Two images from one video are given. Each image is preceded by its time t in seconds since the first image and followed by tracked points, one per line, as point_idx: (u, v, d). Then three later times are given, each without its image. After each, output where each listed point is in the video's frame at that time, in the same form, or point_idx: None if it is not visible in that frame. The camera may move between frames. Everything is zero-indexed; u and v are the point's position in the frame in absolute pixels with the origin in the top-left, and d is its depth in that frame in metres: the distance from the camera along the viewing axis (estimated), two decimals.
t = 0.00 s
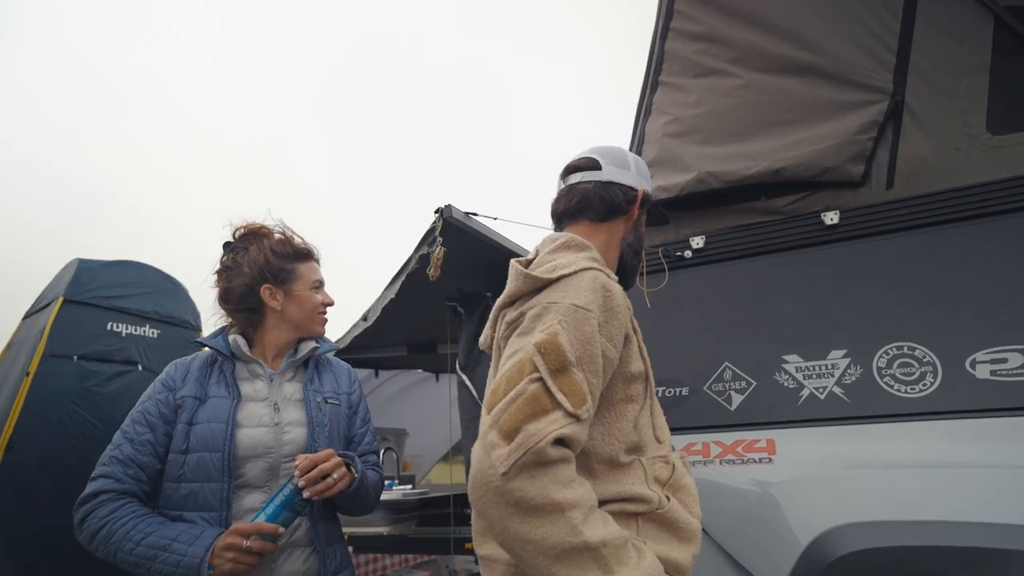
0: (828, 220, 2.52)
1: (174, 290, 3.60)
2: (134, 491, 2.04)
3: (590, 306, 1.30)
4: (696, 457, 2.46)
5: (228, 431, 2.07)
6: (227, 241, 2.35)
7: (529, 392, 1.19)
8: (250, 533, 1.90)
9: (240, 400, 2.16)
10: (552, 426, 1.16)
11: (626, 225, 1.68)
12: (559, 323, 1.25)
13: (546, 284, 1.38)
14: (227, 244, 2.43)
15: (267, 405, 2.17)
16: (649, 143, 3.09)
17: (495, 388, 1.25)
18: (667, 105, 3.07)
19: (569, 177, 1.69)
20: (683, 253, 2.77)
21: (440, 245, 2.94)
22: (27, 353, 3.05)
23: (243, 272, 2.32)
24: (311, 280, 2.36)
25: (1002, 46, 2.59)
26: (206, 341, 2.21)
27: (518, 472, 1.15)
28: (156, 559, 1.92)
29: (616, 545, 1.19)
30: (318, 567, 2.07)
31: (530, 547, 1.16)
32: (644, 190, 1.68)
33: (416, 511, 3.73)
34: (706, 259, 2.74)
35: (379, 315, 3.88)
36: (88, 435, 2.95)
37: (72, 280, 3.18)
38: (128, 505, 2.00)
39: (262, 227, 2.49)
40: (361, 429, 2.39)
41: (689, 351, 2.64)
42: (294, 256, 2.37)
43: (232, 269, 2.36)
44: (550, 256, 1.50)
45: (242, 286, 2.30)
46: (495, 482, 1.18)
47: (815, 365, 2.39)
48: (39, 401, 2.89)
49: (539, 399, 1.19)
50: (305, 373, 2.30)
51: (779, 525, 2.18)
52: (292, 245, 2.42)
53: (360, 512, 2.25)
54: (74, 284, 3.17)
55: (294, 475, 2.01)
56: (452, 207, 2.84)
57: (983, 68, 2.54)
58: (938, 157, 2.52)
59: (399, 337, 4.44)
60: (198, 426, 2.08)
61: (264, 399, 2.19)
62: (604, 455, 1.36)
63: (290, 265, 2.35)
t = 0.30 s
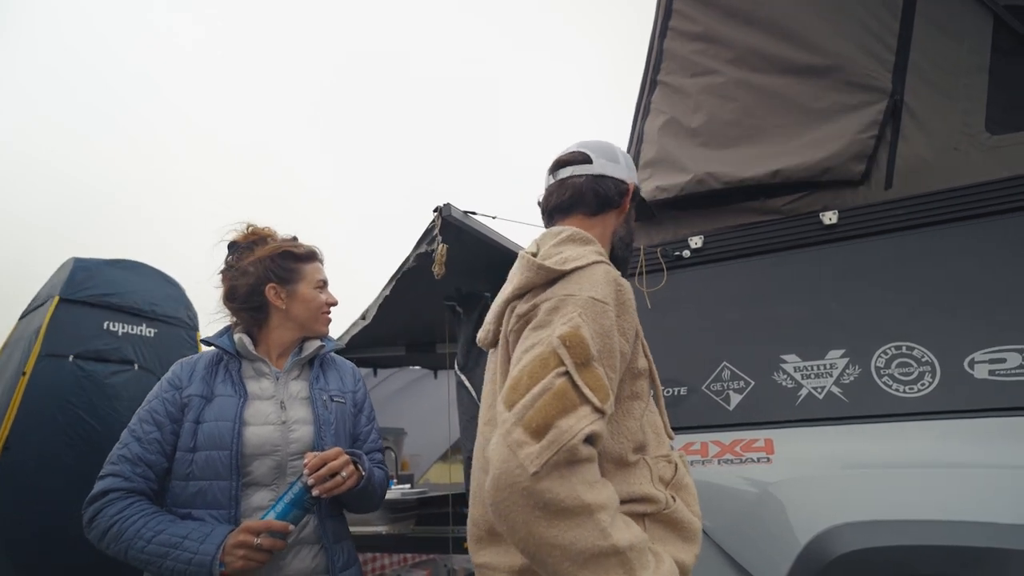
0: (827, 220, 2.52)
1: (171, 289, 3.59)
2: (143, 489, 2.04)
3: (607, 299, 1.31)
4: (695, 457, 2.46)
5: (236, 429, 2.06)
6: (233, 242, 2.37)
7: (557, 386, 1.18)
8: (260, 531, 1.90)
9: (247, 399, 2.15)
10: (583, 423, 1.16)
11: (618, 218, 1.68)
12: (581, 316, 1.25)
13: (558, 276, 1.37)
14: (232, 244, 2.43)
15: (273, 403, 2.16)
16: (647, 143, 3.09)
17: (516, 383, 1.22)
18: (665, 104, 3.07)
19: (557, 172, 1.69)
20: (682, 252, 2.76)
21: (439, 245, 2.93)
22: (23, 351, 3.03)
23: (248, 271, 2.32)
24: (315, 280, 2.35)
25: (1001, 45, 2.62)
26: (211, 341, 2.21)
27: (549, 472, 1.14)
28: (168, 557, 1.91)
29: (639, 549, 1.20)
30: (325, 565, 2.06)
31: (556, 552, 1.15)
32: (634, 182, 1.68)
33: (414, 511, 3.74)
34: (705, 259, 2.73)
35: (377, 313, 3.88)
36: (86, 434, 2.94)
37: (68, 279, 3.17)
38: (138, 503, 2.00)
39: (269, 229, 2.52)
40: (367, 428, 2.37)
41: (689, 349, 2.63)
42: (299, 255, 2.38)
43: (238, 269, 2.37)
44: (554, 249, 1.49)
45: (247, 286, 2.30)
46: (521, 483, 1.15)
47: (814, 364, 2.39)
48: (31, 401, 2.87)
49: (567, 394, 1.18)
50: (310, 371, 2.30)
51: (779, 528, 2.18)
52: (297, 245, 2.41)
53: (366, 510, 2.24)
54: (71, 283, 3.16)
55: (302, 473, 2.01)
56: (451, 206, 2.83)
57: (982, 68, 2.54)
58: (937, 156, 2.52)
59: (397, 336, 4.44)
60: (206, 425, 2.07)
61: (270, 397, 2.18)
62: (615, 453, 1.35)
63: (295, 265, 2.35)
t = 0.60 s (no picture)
0: (826, 220, 2.50)
1: (172, 289, 3.60)
2: (156, 488, 2.05)
3: (576, 303, 1.29)
4: (694, 456, 2.48)
5: (246, 428, 2.07)
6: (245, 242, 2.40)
7: (519, 397, 1.18)
8: (271, 530, 1.91)
9: (256, 398, 2.16)
10: (546, 433, 1.15)
11: (601, 208, 1.66)
12: (547, 322, 1.24)
13: (529, 281, 1.37)
14: (242, 244, 2.46)
15: (282, 402, 2.16)
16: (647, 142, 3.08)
17: (482, 394, 1.24)
18: (665, 104, 3.07)
19: (536, 168, 1.72)
20: (681, 252, 2.74)
21: (438, 245, 2.93)
22: (24, 351, 3.02)
23: (261, 272, 2.36)
24: (325, 281, 2.39)
25: (1002, 46, 2.61)
26: (221, 340, 2.23)
27: (511, 484, 1.14)
28: (181, 556, 1.91)
29: (612, 557, 1.18)
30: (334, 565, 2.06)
31: (524, 563, 1.15)
32: (613, 165, 1.65)
33: (415, 512, 3.76)
34: (705, 259, 2.72)
35: (377, 313, 3.89)
36: (85, 434, 2.95)
37: (69, 279, 3.17)
38: (151, 502, 2.01)
39: (279, 232, 2.56)
40: (377, 426, 2.36)
41: (691, 347, 2.63)
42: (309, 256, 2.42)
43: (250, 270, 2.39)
44: (534, 250, 1.50)
45: (259, 286, 2.33)
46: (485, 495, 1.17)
47: (813, 358, 2.41)
48: (31, 400, 2.86)
49: (530, 404, 1.18)
50: (319, 370, 2.30)
51: (782, 529, 2.17)
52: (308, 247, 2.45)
53: (376, 509, 2.24)
54: (72, 283, 3.16)
55: (311, 473, 2.02)
56: (451, 206, 2.84)
57: (981, 68, 2.54)
58: (936, 155, 2.52)
59: (397, 335, 4.45)
60: (217, 425, 2.08)
61: (279, 397, 2.18)
62: (594, 457, 1.35)
63: (306, 266, 2.39)
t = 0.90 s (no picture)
0: (825, 222, 2.49)
1: (173, 291, 3.61)
2: (175, 491, 2.05)
3: (573, 309, 1.30)
4: (694, 458, 2.50)
5: (264, 430, 2.07)
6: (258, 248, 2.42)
7: (518, 407, 1.18)
8: (292, 531, 1.90)
9: (273, 401, 2.16)
10: (546, 442, 1.16)
11: (586, 212, 1.66)
12: (545, 330, 1.25)
13: (525, 288, 1.37)
14: (254, 251, 2.50)
15: (299, 405, 2.16)
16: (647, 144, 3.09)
17: (481, 403, 1.24)
18: (664, 105, 3.08)
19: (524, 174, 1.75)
20: (680, 254, 2.74)
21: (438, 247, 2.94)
22: (24, 353, 3.03)
23: (274, 276, 2.38)
24: (335, 282, 2.41)
25: (998, 48, 2.57)
26: (237, 343, 2.24)
27: (512, 494, 1.14)
28: (202, 558, 1.91)
29: (613, 562, 1.19)
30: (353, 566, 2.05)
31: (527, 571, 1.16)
32: (595, 166, 1.66)
33: (414, 513, 3.75)
34: (704, 260, 2.71)
35: (378, 315, 3.90)
36: (85, 435, 2.95)
37: (69, 281, 3.18)
38: (170, 505, 2.01)
39: (290, 238, 2.59)
40: (391, 428, 2.35)
41: (682, 315, 2.65)
42: (320, 260, 2.45)
43: (263, 275, 2.41)
44: (528, 254, 1.50)
45: (272, 290, 2.35)
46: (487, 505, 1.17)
47: (805, 312, 2.43)
48: (32, 401, 2.86)
49: (529, 413, 1.18)
50: (334, 373, 2.31)
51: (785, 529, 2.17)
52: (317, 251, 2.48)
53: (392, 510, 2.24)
54: (72, 285, 3.17)
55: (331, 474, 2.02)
56: (451, 209, 2.84)
57: (979, 69, 2.54)
58: (932, 157, 2.53)
59: (398, 337, 4.46)
60: (235, 427, 2.08)
61: (296, 399, 2.18)
62: (593, 461, 1.35)
63: (316, 269, 2.41)
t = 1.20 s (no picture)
0: (821, 225, 2.49)
1: (169, 294, 3.61)
2: (190, 498, 2.05)
3: (574, 311, 1.31)
4: (690, 461, 2.51)
5: (274, 435, 2.07)
6: (264, 254, 2.43)
7: (527, 411, 1.18)
8: (304, 533, 1.89)
9: (283, 406, 2.17)
10: (556, 445, 1.16)
11: (582, 213, 1.67)
12: (548, 333, 1.26)
13: (523, 292, 1.38)
14: (262, 258, 2.53)
15: (309, 410, 2.16)
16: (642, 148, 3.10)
17: (487, 408, 1.23)
18: (661, 108, 3.09)
19: (521, 172, 1.75)
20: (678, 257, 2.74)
21: (434, 250, 2.94)
22: (19, 356, 3.02)
23: (281, 282, 2.39)
24: (341, 286, 2.42)
25: (990, 54, 2.51)
26: (247, 351, 2.25)
27: (524, 500, 1.14)
28: (218, 563, 1.90)
29: (621, 565, 1.20)
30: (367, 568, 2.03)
31: None
32: (594, 169, 1.67)
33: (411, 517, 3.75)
34: (702, 262, 2.70)
35: (375, 318, 3.90)
36: (83, 438, 2.94)
37: (65, 284, 3.18)
38: (186, 512, 2.00)
39: (296, 243, 2.60)
40: (402, 431, 2.34)
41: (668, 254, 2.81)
42: (326, 265, 2.46)
43: (270, 281, 2.42)
44: (524, 258, 1.51)
45: (278, 295, 2.37)
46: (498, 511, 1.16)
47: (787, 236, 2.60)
48: (27, 404, 2.85)
49: (539, 417, 1.18)
50: (343, 377, 2.30)
51: (781, 531, 2.18)
52: (322, 255, 2.49)
53: (404, 511, 2.23)
54: (67, 288, 3.17)
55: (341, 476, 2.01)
56: (447, 212, 2.83)
57: (972, 74, 2.49)
58: (926, 163, 2.47)
59: (394, 340, 4.46)
60: (246, 433, 2.09)
61: (306, 404, 2.19)
62: (595, 462, 1.36)
63: (321, 274, 2.42)
